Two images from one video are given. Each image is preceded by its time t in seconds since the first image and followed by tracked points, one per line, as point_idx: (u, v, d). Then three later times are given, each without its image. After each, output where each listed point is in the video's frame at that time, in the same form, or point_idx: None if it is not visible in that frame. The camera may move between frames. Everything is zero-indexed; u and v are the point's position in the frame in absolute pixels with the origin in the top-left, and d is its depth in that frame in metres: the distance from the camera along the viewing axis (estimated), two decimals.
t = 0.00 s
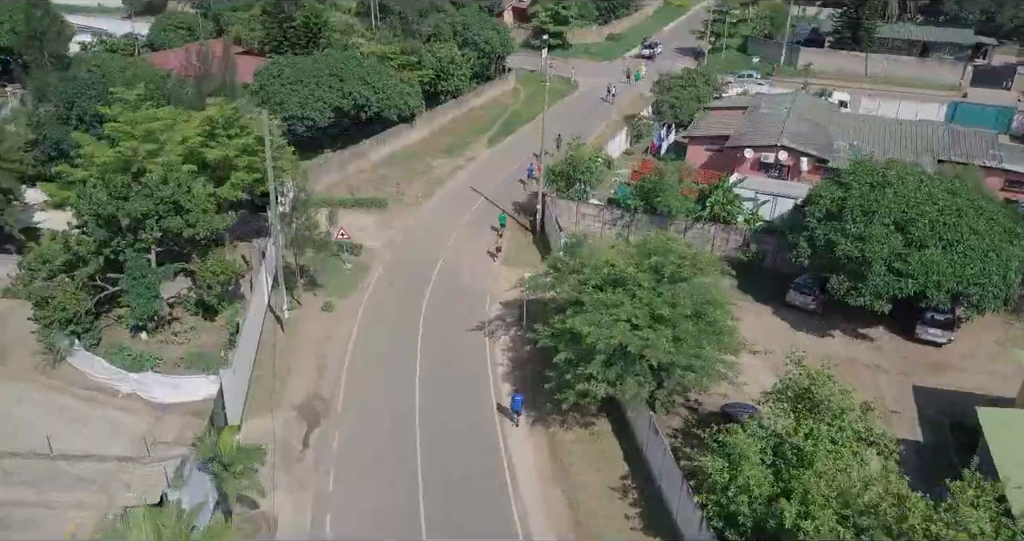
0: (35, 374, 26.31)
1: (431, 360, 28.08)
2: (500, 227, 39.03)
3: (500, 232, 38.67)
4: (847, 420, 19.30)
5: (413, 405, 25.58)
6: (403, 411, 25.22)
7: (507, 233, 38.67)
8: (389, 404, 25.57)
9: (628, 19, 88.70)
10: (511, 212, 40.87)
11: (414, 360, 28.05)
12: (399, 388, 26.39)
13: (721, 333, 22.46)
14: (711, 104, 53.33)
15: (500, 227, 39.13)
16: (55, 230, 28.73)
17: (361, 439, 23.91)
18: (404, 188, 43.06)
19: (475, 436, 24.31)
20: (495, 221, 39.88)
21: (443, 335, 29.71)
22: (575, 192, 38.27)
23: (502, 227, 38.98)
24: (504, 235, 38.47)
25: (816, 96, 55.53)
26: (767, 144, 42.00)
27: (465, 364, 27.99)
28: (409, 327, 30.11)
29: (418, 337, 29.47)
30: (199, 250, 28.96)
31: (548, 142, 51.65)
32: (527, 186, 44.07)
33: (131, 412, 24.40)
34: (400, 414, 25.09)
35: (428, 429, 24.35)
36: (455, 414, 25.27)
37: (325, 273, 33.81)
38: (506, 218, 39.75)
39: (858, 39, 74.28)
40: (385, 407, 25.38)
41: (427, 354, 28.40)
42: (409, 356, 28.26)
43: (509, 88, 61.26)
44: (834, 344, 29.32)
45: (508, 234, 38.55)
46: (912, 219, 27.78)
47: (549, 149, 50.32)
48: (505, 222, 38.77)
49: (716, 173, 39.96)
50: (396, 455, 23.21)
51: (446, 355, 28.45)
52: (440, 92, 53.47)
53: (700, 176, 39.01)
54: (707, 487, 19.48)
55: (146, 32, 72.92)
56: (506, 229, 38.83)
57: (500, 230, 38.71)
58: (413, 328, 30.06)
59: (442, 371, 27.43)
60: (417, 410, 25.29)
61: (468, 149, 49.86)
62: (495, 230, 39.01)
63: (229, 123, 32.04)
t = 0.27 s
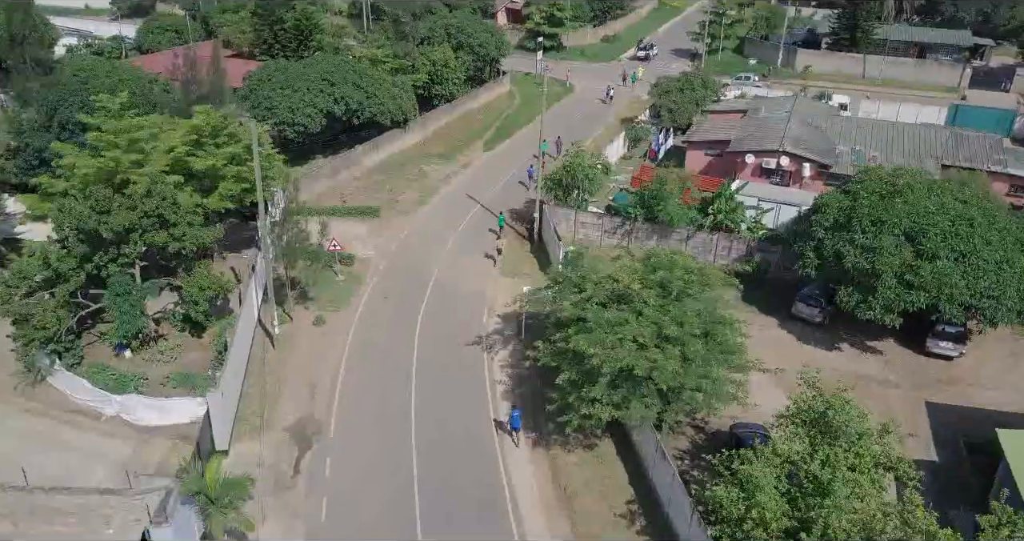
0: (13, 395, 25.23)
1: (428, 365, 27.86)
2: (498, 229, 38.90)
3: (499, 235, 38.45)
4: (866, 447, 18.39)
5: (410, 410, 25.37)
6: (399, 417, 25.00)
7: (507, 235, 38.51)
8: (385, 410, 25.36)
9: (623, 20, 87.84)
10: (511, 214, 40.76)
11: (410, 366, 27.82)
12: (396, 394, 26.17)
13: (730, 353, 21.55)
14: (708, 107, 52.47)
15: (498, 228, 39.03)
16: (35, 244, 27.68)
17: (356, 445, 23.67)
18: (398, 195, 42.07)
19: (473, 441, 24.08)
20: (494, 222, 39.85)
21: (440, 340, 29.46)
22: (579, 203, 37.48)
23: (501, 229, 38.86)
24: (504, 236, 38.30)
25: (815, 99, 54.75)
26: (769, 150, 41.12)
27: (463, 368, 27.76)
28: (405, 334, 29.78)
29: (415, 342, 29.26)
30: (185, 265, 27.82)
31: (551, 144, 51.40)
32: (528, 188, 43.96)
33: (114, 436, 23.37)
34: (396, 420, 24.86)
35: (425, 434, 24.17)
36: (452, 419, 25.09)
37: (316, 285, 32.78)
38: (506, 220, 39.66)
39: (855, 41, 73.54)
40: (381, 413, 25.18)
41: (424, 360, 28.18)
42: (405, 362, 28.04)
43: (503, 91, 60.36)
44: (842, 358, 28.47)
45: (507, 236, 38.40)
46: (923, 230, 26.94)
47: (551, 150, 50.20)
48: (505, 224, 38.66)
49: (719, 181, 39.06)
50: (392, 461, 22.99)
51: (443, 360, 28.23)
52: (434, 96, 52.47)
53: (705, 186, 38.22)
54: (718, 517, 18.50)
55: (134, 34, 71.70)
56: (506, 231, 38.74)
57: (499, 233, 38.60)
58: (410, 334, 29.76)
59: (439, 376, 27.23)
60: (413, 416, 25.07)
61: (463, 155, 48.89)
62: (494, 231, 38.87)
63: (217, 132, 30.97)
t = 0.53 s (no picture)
0: None
1: (422, 375, 27.35)
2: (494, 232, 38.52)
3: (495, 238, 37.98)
4: (891, 482, 17.32)
5: (403, 422, 24.89)
6: (393, 429, 24.51)
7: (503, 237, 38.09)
8: (378, 422, 24.87)
9: (616, 21, 86.84)
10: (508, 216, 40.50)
11: (404, 376, 27.29)
12: (389, 405, 25.68)
13: (741, 379, 20.46)
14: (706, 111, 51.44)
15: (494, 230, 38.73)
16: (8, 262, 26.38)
17: (348, 459, 23.21)
18: (390, 204, 40.88)
19: (468, 454, 23.60)
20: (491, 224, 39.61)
21: (434, 349, 28.86)
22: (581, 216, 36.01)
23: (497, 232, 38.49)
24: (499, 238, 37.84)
25: (813, 103, 53.85)
26: (770, 156, 40.07)
27: (458, 378, 27.24)
28: (399, 344, 29.14)
29: (410, 351, 28.71)
30: (166, 283, 26.58)
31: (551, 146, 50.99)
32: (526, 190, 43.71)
33: (90, 469, 22.06)
34: (389, 432, 24.38)
35: (419, 445, 23.74)
36: (447, 430, 24.64)
37: (306, 300, 31.53)
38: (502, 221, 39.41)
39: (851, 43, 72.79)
40: (374, 425, 24.72)
41: (418, 369, 27.66)
42: (400, 372, 27.49)
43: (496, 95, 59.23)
44: (852, 376, 27.44)
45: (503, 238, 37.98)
46: (937, 243, 25.93)
47: (550, 153, 49.82)
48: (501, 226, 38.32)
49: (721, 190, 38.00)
50: (384, 476, 22.51)
51: (438, 369, 27.71)
52: (426, 100, 51.45)
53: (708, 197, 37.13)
54: None
55: (117, 37, 70.09)
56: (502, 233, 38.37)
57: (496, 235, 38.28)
58: (404, 343, 29.16)
59: (434, 386, 26.74)
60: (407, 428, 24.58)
61: (456, 161, 47.66)
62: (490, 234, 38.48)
63: (200, 143, 29.68)
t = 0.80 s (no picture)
0: None
1: (419, 385, 26.72)
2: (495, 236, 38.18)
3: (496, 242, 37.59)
4: (918, 518, 16.36)
5: (399, 433, 24.29)
6: (388, 441, 23.91)
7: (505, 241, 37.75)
8: (373, 434, 24.28)
9: (610, 22, 85.90)
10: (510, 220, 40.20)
11: (401, 386, 26.66)
12: (385, 416, 25.08)
13: (755, 404, 19.49)
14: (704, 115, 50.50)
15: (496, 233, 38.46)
16: None
17: (341, 471, 22.64)
18: (383, 212, 39.81)
19: (464, 467, 22.98)
20: (493, 227, 39.41)
21: (431, 359, 28.15)
22: (581, 225, 35.25)
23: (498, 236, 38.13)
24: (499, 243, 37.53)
25: (813, 106, 53.02)
26: (773, 163, 39.23)
27: (455, 386, 26.71)
28: (394, 354, 28.43)
29: (406, 360, 28.07)
30: (150, 302, 25.43)
31: (550, 146, 50.53)
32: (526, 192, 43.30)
33: (70, 501, 20.93)
34: (384, 444, 23.78)
35: (415, 456, 23.25)
36: (444, 439, 24.15)
37: (296, 315, 30.43)
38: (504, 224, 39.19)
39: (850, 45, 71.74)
40: (368, 436, 24.14)
41: (415, 379, 27.02)
42: (396, 382, 26.85)
43: (490, 98, 58.19)
44: (864, 393, 26.53)
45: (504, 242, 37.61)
46: (951, 256, 25.05)
47: (550, 153, 49.30)
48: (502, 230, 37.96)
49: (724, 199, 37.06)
50: (378, 490, 21.93)
51: (435, 379, 27.07)
52: (419, 105, 50.34)
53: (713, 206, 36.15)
54: None
55: (102, 40, 68.64)
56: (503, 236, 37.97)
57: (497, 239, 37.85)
58: (400, 353, 28.48)
59: (430, 395, 26.20)
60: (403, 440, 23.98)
61: (451, 168, 46.60)
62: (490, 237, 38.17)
63: (186, 153, 28.55)
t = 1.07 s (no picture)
0: None
1: (415, 400, 25.94)
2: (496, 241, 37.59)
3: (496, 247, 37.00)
4: None
5: (393, 451, 23.50)
6: (382, 459, 23.10)
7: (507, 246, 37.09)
8: (366, 452, 23.46)
9: (605, 24, 84.79)
10: (510, 226, 39.59)
11: (396, 402, 25.82)
12: (379, 433, 24.26)
13: (773, 439, 18.33)
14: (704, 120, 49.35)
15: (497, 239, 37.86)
16: None
17: (333, 488, 22.00)
18: (375, 223, 38.54)
19: (461, 487, 22.18)
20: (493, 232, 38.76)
21: (428, 375, 27.29)
22: (581, 238, 33.97)
23: (498, 241, 37.56)
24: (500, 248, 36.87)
25: (814, 111, 52.00)
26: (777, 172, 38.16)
27: (450, 398, 26.05)
28: (390, 369, 27.53)
29: (403, 374, 27.28)
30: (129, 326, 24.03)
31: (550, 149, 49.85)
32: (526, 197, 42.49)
33: None
34: (378, 462, 22.99)
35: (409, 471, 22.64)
36: (439, 453, 23.53)
37: (285, 335, 29.11)
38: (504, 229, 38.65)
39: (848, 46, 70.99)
40: (361, 454, 23.32)
41: (411, 394, 26.22)
42: (391, 398, 25.99)
43: (484, 103, 56.90)
44: (879, 416, 25.43)
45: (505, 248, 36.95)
46: (971, 274, 23.96)
47: (549, 156, 48.47)
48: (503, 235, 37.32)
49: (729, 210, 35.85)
50: (370, 509, 21.14)
51: (431, 393, 26.29)
52: (411, 110, 49.05)
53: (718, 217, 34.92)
54: None
55: (86, 43, 66.95)
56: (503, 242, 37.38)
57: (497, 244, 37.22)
58: (396, 368, 27.59)
59: (425, 407, 25.54)
60: (397, 458, 23.21)
61: (444, 176, 45.34)
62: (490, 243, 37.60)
63: (167, 166, 27.16)
